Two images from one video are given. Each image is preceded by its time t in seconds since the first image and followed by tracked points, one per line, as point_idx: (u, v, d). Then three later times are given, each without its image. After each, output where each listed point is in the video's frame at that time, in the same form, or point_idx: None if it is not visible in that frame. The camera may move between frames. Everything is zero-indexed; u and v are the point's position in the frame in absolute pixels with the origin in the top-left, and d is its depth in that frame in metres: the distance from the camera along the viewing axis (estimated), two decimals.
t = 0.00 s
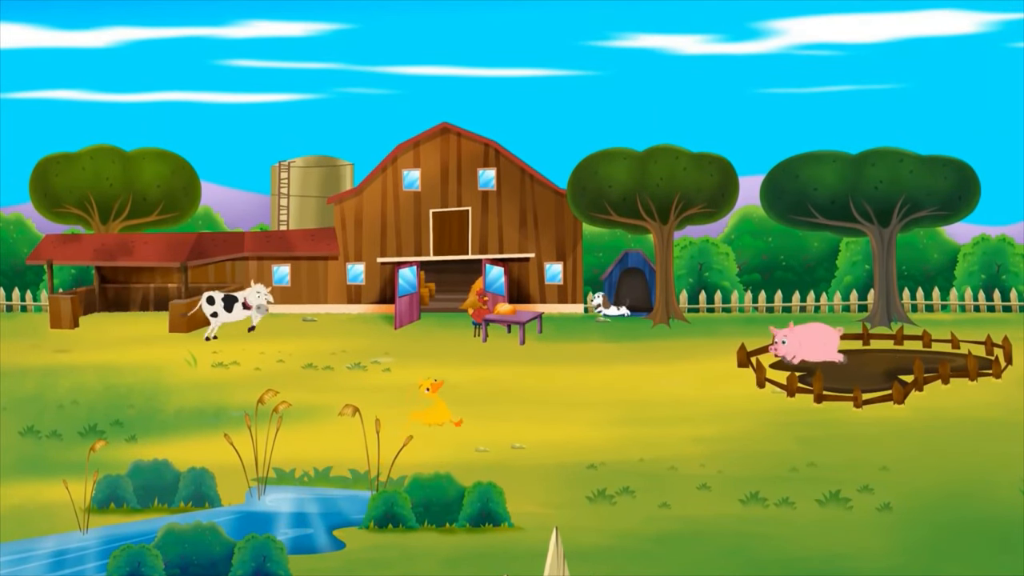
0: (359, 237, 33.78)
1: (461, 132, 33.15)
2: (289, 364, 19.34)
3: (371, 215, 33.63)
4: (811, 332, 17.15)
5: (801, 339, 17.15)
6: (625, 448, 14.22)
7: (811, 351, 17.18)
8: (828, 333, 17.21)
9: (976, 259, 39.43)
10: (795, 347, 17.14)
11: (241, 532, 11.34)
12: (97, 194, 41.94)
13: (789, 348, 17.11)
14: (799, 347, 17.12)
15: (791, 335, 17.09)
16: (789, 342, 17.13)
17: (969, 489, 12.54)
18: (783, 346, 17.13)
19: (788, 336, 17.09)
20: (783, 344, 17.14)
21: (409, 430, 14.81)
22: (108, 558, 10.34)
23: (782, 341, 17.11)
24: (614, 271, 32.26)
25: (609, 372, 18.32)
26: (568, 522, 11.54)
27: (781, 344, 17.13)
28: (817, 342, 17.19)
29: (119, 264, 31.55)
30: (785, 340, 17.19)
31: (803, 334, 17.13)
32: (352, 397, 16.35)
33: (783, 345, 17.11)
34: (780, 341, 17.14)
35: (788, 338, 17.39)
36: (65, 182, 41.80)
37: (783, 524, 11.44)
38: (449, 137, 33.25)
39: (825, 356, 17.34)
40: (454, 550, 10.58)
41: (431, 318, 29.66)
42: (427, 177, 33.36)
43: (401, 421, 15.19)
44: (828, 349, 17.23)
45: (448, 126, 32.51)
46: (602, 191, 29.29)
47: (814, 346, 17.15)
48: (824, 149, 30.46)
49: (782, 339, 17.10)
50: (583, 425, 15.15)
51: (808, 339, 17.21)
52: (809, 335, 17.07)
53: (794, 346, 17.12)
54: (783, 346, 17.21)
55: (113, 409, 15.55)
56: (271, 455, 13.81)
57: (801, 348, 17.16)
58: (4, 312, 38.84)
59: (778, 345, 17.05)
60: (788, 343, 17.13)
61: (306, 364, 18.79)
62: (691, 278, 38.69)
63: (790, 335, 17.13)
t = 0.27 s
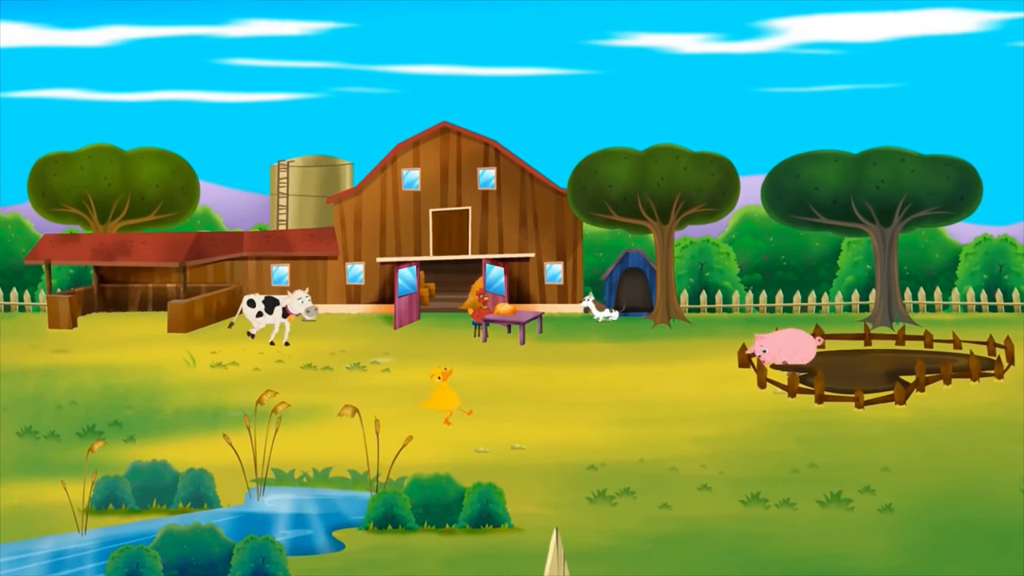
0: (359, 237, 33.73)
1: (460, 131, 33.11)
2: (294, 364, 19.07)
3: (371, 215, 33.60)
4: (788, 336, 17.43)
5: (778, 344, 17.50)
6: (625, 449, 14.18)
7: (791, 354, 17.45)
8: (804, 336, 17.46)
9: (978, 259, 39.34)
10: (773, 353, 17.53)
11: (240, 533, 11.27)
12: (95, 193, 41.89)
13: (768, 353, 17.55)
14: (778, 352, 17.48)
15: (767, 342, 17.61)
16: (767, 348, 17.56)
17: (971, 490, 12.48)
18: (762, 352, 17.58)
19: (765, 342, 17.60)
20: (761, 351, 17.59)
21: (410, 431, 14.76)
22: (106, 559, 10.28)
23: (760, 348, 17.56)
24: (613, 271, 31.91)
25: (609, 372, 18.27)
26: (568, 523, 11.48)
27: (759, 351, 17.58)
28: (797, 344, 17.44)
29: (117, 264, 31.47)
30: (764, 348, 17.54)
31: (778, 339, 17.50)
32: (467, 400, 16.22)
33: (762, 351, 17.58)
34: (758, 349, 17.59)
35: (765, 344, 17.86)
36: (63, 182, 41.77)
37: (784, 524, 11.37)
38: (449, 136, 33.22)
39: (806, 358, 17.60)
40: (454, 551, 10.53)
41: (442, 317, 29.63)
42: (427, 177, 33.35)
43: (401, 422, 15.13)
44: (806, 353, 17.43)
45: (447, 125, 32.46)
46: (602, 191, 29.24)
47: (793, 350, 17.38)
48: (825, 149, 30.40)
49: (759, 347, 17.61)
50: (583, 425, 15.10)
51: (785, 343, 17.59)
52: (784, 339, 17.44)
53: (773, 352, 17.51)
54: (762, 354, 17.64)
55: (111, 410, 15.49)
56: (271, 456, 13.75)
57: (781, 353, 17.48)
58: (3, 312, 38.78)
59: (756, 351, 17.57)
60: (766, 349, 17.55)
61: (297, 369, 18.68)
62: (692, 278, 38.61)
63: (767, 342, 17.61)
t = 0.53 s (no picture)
0: (359, 236, 33.43)
1: (459, 128, 32.81)
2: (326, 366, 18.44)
3: (370, 213, 33.34)
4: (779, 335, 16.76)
5: (766, 342, 16.86)
6: (627, 452, 13.86)
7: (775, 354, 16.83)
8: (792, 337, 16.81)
9: (988, 258, 38.97)
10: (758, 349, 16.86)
11: (234, 538, 10.97)
12: (87, 190, 41.47)
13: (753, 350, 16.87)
14: (764, 351, 16.80)
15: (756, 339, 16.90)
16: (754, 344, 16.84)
17: (982, 494, 12.16)
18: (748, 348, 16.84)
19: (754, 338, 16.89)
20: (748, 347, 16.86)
21: (408, 434, 14.45)
22: (96, 565, 9.96)
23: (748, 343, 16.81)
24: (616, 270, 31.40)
25: (611, 373, 17.95)
26: (569, 528, 11.17)
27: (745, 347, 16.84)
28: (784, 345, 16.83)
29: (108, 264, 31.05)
30: (750, 344, 16.82)
31: (768, 338, 16.82)
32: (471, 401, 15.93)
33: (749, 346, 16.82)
34: (746, 344, 16.81)
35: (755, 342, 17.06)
36: (54, 180, 41.45)
37: (791, 530, 11.06)
38: (448, 133, 32.92)
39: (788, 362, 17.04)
40: (451, 557, 10.22)
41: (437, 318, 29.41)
42: (427, 175, 33.07)
43: (399, 424, 14.83)
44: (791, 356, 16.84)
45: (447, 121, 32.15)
46: (605, 189, 28.94)
47: (780, 349, 16.80)
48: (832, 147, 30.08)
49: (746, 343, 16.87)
50: (584, 428, 14.78)
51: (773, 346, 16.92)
52: (775, 338, 16.73)
53: (759, 350, 16.82)
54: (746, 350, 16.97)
55: (102, 412, 15.17)
56: (265, 459, 13.45)
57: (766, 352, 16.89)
58: None
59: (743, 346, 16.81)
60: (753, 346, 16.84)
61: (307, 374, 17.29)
62: (696, 279, 37.73)
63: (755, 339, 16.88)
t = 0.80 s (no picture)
0: (355, 233, 32.75)
1: (458, 121, 32.15)
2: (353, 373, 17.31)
3: (366, 209, 32.63)
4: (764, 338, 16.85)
5: (751, 344, 16.92)
6: (633, 459, 13.24)
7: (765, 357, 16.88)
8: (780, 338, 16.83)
9: (1009, 257, 38.35)
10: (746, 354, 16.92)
11: (221, 549, 10.33)
12: (68, 186, 40.98)
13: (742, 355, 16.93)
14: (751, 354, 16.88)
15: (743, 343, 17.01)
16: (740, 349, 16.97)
17: (1007, 503, 11.54)
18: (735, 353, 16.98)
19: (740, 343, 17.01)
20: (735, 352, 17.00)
21: (404, 441, 13.82)
22: None
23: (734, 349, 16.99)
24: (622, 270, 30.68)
25: (616, 377, 17.33)
26: (571, 539, 10.55)
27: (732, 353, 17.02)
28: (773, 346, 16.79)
29: (91, 261, 30.75)
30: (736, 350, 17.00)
31: (754, 340, 16.92)
32: (476, 407, 15.28)
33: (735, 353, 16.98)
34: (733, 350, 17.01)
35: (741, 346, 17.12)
36: (34, 174, 40.88)
37: (805, 540, 10.44)
38: (446, 126, 32.25)
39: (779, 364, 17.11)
40: (446, 569, 9.61)
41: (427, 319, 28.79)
42: (423, 169, 32.37)
43: (395, 430, 14.20)
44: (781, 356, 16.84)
45: (444, 114, 31.50)
46: (609, 184, 28.29)
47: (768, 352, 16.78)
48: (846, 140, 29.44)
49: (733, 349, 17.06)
50: (588, 434, 14.16)
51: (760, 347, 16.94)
52: (760, 340, 16.80)
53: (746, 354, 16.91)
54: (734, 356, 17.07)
55: (85, 418, 14.57)
56: (254, 467, 12.83)
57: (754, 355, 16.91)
58: None
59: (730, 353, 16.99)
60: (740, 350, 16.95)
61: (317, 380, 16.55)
62: (704, 278, 37.43)
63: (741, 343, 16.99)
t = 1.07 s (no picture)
0: (351, 229, 31.93)
1: (455, 111, 31.33)
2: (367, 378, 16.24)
3: (360, 204, 31.79)
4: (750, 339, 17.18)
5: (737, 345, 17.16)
6: (642, 470, 12.44)
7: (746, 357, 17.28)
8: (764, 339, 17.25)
9: None
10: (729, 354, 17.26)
11: (202, 567, 9.36)
12: (41, 180, 40.15)
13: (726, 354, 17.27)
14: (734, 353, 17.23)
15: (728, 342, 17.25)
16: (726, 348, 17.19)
17: None
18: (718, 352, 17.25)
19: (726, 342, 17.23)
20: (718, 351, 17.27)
21: (399, 450, 13.03)
22: None
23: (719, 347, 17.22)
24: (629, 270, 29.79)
25: (623, 383, 16.54)
26: (576, 555, 9.75)
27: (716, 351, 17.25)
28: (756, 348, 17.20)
29: (66, 259, 30.12)
30: (722, 348, 17.13)
31: (740, 341, 17.22)
32: (473, 415, 14.41)
33: (719, 352, 17.22)
34: (717, 348, 17.24)
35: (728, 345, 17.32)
36: (7, 167, 39.88)
37: (829, 556, 9.63)
38: (442, 116, 31.40)
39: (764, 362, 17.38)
40: None
41: (421, 321, 27.91)
42: (419, 163, 31.54)
43: (389, 439, 13.41)
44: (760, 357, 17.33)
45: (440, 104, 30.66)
46: (616, 178, 27.50)
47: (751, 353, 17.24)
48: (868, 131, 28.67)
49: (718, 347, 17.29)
50: (594, 443, 13.37)
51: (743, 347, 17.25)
52: (745, 341, 17.16)
53: (729, 353, 17.24)
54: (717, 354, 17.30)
55: (61, 425, 13.77)
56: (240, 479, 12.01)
57: (737, 356, 17.30)
58: None
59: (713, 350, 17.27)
60: (724, 349, 17.23)
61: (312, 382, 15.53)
62: (716, 277, 36.74)
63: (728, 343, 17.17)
